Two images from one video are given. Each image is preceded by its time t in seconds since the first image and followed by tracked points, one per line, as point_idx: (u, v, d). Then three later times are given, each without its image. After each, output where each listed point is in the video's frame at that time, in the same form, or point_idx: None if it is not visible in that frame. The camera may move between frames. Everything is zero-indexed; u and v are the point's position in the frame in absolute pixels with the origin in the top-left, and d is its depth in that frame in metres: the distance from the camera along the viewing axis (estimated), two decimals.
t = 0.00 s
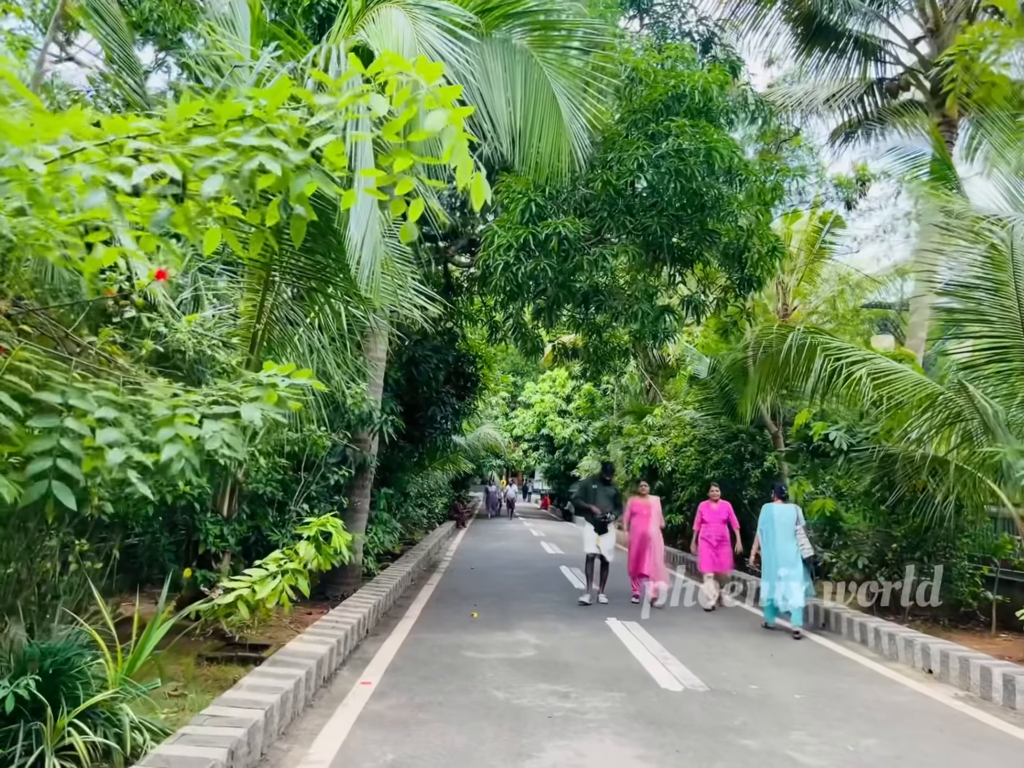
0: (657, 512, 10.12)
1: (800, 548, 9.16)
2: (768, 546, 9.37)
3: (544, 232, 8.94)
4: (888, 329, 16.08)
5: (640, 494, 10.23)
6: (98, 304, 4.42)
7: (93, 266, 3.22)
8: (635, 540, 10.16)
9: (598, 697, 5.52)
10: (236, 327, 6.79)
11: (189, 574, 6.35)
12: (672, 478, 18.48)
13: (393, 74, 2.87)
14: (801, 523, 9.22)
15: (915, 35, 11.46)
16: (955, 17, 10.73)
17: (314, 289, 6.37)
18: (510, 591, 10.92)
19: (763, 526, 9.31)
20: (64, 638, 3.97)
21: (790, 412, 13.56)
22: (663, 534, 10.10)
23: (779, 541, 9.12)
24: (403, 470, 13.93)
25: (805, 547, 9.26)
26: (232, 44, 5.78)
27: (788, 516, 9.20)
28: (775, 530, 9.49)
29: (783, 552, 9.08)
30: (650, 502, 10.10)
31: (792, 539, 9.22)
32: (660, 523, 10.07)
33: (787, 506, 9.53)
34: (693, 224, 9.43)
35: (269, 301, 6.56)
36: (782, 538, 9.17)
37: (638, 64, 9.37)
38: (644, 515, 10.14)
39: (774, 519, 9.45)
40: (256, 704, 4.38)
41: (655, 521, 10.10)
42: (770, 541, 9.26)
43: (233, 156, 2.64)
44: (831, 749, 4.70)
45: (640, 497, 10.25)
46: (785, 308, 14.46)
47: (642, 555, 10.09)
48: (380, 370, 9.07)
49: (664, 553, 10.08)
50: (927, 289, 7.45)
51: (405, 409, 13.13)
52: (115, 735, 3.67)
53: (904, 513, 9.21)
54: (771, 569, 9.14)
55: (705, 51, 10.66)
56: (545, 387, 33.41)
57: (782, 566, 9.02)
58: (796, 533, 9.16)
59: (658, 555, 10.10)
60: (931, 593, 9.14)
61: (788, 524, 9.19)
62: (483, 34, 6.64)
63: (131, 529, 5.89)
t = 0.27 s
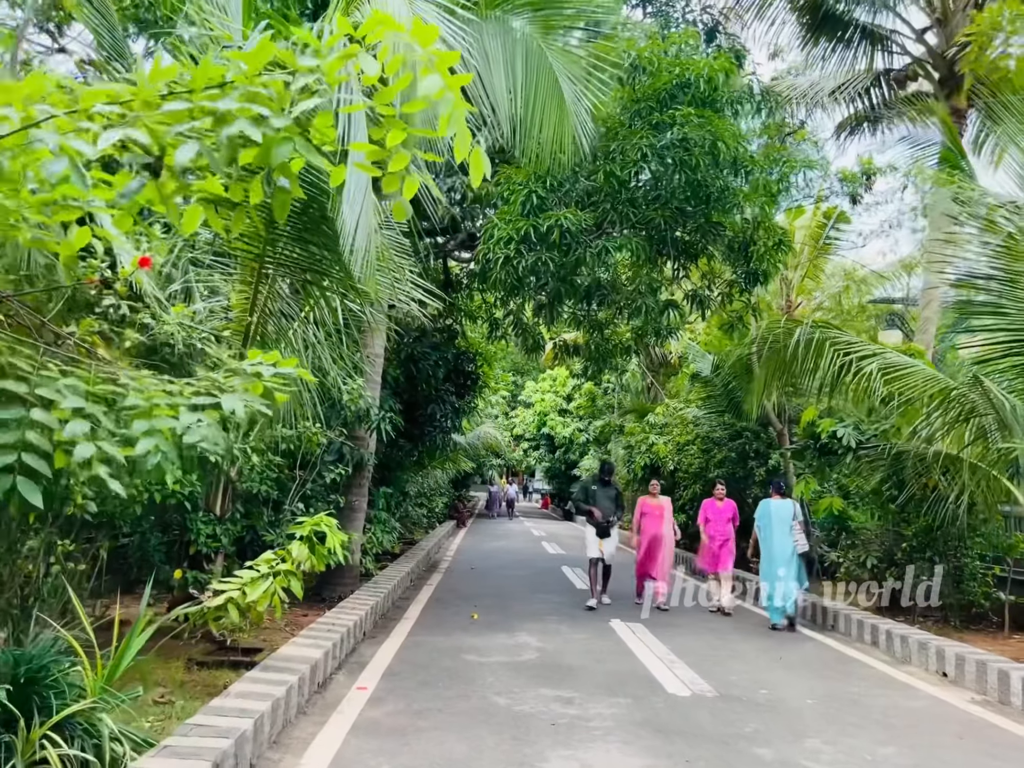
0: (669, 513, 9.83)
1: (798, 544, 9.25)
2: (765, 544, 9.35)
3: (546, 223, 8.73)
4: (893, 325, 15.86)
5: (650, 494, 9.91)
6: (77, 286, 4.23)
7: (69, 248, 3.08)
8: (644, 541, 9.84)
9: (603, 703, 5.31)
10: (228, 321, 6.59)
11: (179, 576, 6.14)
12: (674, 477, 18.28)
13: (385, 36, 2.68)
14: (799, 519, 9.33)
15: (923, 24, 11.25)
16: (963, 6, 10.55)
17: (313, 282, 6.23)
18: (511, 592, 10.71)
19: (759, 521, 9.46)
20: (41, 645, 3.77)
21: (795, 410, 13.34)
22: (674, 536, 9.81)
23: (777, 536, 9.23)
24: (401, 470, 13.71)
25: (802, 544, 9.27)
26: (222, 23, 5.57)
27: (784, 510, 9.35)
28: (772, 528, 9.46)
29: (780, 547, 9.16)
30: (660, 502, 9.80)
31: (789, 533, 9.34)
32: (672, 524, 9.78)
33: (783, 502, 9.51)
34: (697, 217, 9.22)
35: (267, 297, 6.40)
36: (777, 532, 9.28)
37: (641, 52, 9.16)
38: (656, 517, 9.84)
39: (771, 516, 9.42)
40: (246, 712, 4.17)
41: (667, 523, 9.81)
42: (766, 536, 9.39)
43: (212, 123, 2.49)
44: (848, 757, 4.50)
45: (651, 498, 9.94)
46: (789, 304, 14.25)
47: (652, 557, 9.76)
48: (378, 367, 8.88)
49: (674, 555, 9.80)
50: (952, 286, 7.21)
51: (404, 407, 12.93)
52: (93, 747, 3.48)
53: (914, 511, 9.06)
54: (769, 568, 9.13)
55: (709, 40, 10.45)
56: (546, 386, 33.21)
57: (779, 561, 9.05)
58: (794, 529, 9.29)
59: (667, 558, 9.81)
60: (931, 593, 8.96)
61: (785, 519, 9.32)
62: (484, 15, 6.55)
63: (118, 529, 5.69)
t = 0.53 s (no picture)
0: (678, 511, 9.57)
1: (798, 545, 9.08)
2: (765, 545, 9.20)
3: (545, 215, 8.51)
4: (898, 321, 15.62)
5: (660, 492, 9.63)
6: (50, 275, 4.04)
7: (29, 230, 2.89)
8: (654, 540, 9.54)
9: (605, 712, 5.10)
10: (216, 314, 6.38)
11: (165, 579, 5.92)
12: (676, 476, 18.06)
13: None
14: (800, 520, 9.17)
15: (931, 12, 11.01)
16: None
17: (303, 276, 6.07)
18: (511, 593, 10.50)
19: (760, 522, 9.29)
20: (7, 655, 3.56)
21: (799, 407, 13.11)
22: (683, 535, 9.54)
23: (777, 537, 9.07)
24: (399, 469, 13.48)
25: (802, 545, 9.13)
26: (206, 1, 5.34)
27: (785, 510, 9.19)
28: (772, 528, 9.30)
29: (780, 548, 9.00)
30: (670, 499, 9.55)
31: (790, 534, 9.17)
32: (682, 522, 9.53)
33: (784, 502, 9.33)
34: (700, 208, 9.00)
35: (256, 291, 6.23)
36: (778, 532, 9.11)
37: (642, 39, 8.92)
38: (666, 515, 9.58)
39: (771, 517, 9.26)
40: (229, 724, 3.95)
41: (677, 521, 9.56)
42: (767, 536, 9.23)
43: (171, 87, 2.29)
44: None
45: (659, 496, 9.67)
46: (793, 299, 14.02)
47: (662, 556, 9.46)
48: (373, 363, 8.66)
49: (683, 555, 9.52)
50: (966, 274, 6.85)
51: (401, 405, 12.71)
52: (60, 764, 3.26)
53: (924, 511, 8.83)
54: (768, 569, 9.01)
55: (712, 29, 10.21)
56: (546, 385, 33.00)
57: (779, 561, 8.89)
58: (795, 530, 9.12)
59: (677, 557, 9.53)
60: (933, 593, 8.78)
61: (785, 520, 9.15)
62: None
63: (99, 531, 5.46)
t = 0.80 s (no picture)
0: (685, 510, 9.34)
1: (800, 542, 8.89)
2: (767, 542, 9.03)
3: (545, 207, 8.30)
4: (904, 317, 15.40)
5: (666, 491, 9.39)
6: (21, 264, 3.90)
7: None
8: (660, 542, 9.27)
9: (609, 720, 4.88)
10: (205, 308, 6.17)
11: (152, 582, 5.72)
12: (678, 473, 17.86)
13: None
14: (802, 516, 8.97)
15: None
16: None
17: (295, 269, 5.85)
18: (511, 593, 10.30)
19: (762, 519, 9.12)
20: None
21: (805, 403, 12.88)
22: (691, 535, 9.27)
23: (777, 535, 8.88)
24: (398, 467, 13.27)
25: (805, 542, 8.96)
26: None
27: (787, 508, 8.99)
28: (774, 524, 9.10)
29: (780, 546, 8.83)
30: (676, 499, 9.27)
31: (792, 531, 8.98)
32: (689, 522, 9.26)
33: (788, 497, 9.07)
34: (703, 200, 8.80)
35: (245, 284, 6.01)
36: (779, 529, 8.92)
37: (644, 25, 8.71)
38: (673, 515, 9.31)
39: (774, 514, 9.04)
40: (212, 736, 3.74)
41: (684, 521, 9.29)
42: (768, 533, 9.05)
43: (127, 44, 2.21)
44: None
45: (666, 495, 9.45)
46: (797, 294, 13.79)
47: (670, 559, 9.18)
48: (370, 359, 8.45)
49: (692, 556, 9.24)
50: (972, 262, 6.54)
51: (399, 402, 12.51)
52: None
53: (933, 509, 8.60)
54: (769, 568, 8.86)
55: (715, 17, 10.00)
56: (546, 382, 32.83)
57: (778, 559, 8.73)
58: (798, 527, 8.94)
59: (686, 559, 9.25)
60: (942, 592, 8.60)
61: (788, 517, 8.94)
62: None
63: (82, 531, 5.25)
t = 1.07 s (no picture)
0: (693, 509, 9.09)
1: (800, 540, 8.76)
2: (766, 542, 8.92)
3: (545, 197, 8.09)
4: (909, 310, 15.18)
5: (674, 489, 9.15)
6: None
7: None
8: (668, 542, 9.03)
9: (615, 726, 4.68)
10: (194, 300, 5.97)
11: (140, 583, 5.51)
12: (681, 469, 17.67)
13: None
14: (801, 514, 8.85)
15: None
16: None
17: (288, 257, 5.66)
18: (511, 591, 10.10)
19: (761, 518, 9.03)
20: None
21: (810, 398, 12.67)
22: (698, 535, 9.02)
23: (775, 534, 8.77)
24: (397, 465, 13.07)
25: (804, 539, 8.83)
26: None
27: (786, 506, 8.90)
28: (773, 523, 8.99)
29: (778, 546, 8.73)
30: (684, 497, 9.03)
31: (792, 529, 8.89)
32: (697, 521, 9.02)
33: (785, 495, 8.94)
34: (707, 189, 8.59)
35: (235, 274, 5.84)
36: (777, 528, 8.82)
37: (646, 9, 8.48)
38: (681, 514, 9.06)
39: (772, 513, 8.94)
40: (196, 748, 3.53)
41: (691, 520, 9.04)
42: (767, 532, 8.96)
43: None
44: None
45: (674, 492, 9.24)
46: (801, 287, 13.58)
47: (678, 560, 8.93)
48: (367, 353, 8.23)
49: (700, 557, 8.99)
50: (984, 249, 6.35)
51: (398, 398, 12.30)
52: None
53: (945, 504, 8.39)
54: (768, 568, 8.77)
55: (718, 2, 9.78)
56: (547, 379, 32.63)
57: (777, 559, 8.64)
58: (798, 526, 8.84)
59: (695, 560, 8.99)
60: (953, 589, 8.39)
61: (786, 515, 8.83)
62: None
63: (64, 530, 5.04)
